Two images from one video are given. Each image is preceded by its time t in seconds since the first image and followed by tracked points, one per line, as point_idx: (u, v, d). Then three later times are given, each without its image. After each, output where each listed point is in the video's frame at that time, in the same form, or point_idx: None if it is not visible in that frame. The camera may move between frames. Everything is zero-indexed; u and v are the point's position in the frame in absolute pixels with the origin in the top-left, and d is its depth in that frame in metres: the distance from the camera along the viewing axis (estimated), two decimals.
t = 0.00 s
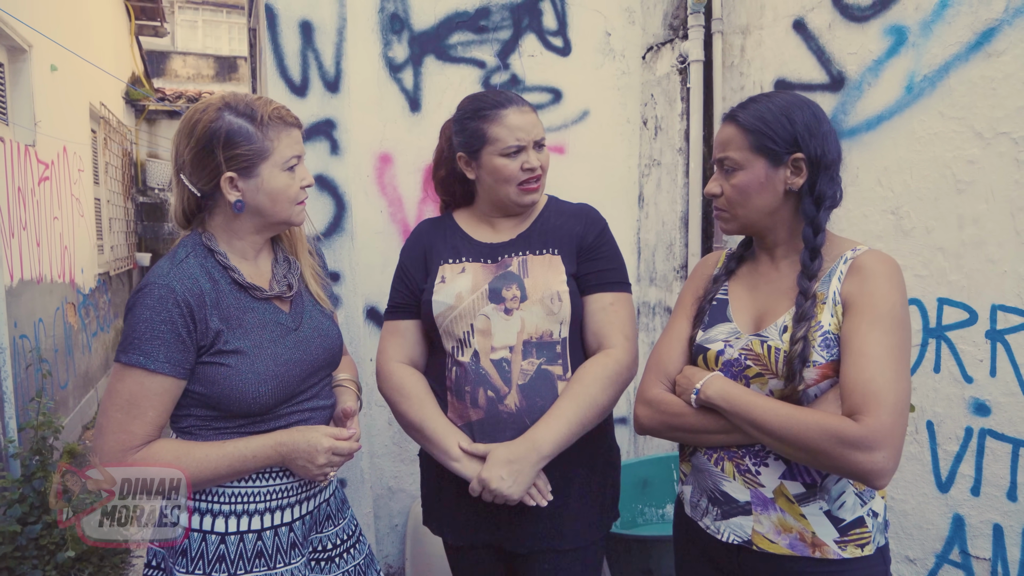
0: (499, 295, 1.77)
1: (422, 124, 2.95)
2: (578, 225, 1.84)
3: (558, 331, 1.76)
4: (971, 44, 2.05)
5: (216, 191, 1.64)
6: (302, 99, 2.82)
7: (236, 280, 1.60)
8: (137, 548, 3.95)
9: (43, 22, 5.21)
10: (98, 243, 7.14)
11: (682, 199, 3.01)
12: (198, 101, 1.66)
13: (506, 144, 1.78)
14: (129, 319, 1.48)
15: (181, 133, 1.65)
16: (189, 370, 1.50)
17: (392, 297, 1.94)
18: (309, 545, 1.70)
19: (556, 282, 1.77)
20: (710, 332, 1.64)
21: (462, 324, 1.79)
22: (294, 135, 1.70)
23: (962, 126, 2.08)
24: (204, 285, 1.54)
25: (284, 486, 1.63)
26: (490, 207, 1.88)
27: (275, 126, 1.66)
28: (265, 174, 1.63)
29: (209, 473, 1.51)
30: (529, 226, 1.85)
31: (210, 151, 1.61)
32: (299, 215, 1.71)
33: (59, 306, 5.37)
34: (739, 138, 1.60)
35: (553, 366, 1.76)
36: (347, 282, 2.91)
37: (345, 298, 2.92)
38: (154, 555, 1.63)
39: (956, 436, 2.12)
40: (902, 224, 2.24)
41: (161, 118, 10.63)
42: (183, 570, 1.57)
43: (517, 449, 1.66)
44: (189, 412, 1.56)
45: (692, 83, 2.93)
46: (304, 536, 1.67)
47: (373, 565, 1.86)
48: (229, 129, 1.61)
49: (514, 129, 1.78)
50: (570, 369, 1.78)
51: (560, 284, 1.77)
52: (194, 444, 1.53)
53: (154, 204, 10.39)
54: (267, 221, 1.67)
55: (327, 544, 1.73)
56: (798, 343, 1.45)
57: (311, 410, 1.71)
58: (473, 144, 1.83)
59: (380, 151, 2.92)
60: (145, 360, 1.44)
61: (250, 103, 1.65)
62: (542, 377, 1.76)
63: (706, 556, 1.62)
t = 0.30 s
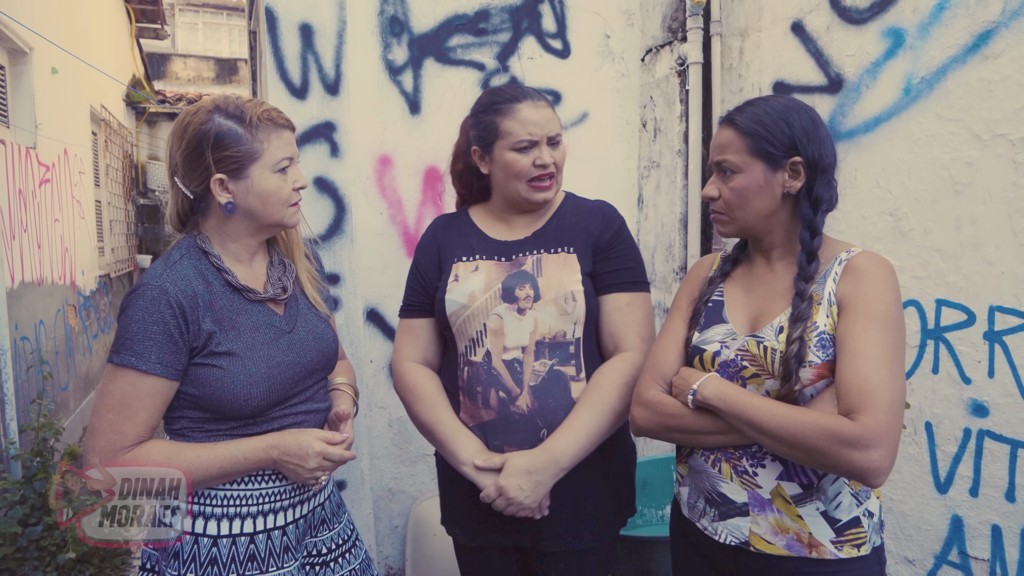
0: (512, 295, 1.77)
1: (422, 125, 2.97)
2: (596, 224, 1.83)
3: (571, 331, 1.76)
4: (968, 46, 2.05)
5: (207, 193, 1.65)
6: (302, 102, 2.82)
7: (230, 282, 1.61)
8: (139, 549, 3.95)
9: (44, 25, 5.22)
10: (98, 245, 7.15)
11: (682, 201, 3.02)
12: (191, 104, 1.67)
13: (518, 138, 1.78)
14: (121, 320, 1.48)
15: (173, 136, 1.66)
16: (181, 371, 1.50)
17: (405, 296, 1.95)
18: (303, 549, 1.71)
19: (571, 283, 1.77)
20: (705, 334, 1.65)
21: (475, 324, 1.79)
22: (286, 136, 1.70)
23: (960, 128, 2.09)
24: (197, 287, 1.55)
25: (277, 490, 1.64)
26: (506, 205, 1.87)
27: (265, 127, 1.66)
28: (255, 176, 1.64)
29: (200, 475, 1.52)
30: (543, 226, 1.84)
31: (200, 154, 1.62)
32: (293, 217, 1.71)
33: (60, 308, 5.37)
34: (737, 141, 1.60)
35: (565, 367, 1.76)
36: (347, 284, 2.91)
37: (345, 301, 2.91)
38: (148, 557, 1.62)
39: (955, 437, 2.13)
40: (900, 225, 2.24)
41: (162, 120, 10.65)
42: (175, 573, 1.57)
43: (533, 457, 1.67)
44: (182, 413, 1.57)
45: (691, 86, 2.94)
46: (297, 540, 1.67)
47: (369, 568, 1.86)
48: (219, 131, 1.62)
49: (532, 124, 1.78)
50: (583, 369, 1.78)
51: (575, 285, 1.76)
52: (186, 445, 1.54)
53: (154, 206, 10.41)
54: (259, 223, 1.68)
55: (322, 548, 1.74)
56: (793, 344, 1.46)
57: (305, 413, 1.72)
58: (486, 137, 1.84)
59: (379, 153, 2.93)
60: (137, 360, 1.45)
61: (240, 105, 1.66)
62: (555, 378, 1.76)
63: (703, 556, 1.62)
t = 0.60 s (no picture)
0: (533, 298, 1.78)
1: (426, 127, 2.98)
2: (622, 232, 1.85)
3: (589, 335, 1.78)
4: (971, 47, 2.06)
5: (217, 195, 1.67)
6: (307, 103, 2.84)
7: (236, 282, 1.62)
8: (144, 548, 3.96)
9: (50, 27, 5.25)
10: (103, 246, 7.19)
11: (685, 202, 3.02)
12: (199, 105, 1.68)
13: (536, 141, 1.78)
14: (129, 318, 1.49)
15: (181, 138, 1.67)
16: (187, 370, 1.51)
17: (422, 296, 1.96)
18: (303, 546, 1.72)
19: (593, 288, 1.78)
20: (706, 335, 1.65)
21: (495, 325, 1.80)
22: (293, 137, 1.71)
23: (963, 129, 2.09)
24: (205, 286, 1.56)
25: (277, 489, 1.64)
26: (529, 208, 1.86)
27: (273, 129, 1.68)
28: (265, 177, 1.65)
29: (203, 474, 1.53)
30: (567, 230, 1.84)
31: (210, 156, 1.63)
32: (302, 217, 1.73)
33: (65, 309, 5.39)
34: (741, 141, 1.60)
35: (583, 369, 1.77)
36: (350, 284, 2.92)
37: (349, 301, 2.92)
38: (147, 553, 1.63)
39: (958, 438, 2.13)
40: (903, 226, 2.24)
41: (167, 121, 10.68)
42: (176, 570, 1.59)
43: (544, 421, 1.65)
44: (186, 411, 1.57)
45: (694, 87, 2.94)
46: (298, 538, 1.68)
47: (366, 565, 1.88)
48: (229, 133, 1.62)
49: (550, 127, 1.77)
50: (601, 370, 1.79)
51: (597, 290, 1.78)
52: (190, 443, 1.55)
53: (158, 207, 10.45)
54: (269, 224, 1.69)
55: (321, 545, 1.74)
56: (795, 346, 1.46)
57: (307, 413, 1.73)
58: (509, 138, 1.85)
59: (384, 154, 2.94)
60: (145, 358, 1.45)
61: (248, 107, 1.67)
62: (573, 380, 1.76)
63: (704, 557, 1.63)
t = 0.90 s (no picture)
0: (544, 295, 1.82)
1: (428, 129, 2.98)
2: (630, 233, 1.87)
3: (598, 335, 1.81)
4: (973, 49, 2.06)
5: (229, 197, 1.67)
6: (310, 104, 2.85)
7: (248, 280, 1.62)
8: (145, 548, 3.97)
9: (53, 28, 5.27)
10: (106, 247, 7.20)
11: (686, 203, 3.03)
12: (211, 110, 1.69)
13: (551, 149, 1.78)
14: (144, 311, 1.50)
15: (194, 141, 1.68)
16: (200, 364, 1.52)
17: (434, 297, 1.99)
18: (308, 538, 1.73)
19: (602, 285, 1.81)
20: (709, 337, 1.64)
21: (505, 323, 1.83)
22: (303, 141, 1.72)
23: (966, 131, 2.09)
24: (218, 283, 1.56)
25: (284, 480, 1.65)
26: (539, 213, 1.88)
27: (284, 133, 1.68)
28: (276, 181, 1.66)
29: (211, 465, 1.53)
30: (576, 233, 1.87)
31: (222, 159, 1.64)
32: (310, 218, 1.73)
33: (67, 310, 5.40)
34: (736, 140, 1.62)
35: (594, 368, 1.80)
36: (353, 285, 2.93)
37: (351, 301, 2.93)
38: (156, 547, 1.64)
39: (960, 440, 2.13)
40: (905, 228, 2.25)
41: (169, 122, 10.70)
42: (185, 561, 1.59)
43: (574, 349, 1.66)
44: (196, 404, 1.58)
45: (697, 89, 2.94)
46: (302, 528, 1.70)
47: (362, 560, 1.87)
48: (240, 138, 1.63)
49: (563, 136, 1.78)
50: (611, 370, 1.83)
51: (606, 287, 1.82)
52: (200, 435, 1.55)
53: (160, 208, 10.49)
54: (280, 225, 1.70)
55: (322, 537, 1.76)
56: (801, 353, 1.46)
57: (313, 408, 1.74)
58: (523, 147, 1.85)
59: (387, 155, 2.95)
60: (160, 352, 1.46)
61: (259, 111, 1.67)
62: (583, 378, 1.79)
63: (704, 559, 1.63)
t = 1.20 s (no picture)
0: (549, 296, 1.83)
1: (429, 130, 2.99)
2: (633, 234, 1.88)
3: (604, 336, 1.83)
4: (972, 50, 2.06)
5: (238, 202, 1.68)
6: (310, 106, 2.84)
7: (254, 280, 1.63)
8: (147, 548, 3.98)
9: (54, 29, 5.27)
10: (107, 248, 7.21)
11: (686, 203, 3.03)
12: (222, 117, 1.70)
13: (547, 150, 1.79)
14: (151, 306, 1.50)
15: (205, 146, 1.69)
16: (205, 360, 1.53)
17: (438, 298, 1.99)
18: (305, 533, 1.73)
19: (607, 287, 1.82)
20: (710, 338, 1.65)
21: (511, 324, 1.83)
22: (309, 147, 1.72)
23: (965, 132, 2.09)
24: (224, 282, 1.57)
25: (283, 476, 1.66)
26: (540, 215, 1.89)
27: (291, 140, 1.68)
28: (282, 186, 1.66)
29: (213, 459, 1.54)
30: (580, 235, 1.87)
31: (230, 164, 1.65)
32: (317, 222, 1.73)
33: (68, 311, 5.41)
34: (733, 141, 1.63)
35: (600, 368, 1.81)
36: (354, 285, 2.92)
37: (351, 302, 2.91)
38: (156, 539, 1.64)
39: (960, 440, 2.13)
40: (905, 229, 2.25)
41: (170, 124, 10.70)
42: (185, 552, 1.59)
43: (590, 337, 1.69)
44: (198, 399, 1.58)
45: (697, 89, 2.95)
46: (299, 523, 1.70)
47: (360, 558, 1.88)
48: (249, 144, 1.64)
49: (558, 137, 1.78)
50: (616, 370, 1.83)
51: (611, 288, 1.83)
52: (201, 429, 1.55)
53: (161, 210, 10.50)
54: (285, 228, 1.70)
55: (321, 533, 1.76)
56: (803, 354, 1.46)
57: (312, 405, 1.74)
58: (520, 148, 1.86)
59: (388, 156, 2.96)
60: (166, 346, 1.47)
61: (267, 118, 1.68)
62: (589, 379, 1.80)
63: (706, 559, 1.63)
